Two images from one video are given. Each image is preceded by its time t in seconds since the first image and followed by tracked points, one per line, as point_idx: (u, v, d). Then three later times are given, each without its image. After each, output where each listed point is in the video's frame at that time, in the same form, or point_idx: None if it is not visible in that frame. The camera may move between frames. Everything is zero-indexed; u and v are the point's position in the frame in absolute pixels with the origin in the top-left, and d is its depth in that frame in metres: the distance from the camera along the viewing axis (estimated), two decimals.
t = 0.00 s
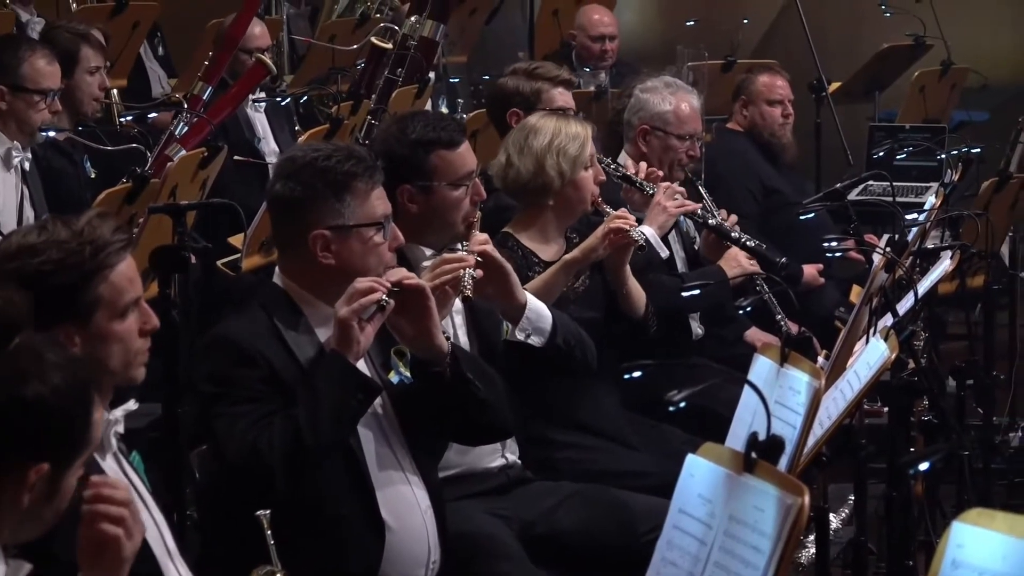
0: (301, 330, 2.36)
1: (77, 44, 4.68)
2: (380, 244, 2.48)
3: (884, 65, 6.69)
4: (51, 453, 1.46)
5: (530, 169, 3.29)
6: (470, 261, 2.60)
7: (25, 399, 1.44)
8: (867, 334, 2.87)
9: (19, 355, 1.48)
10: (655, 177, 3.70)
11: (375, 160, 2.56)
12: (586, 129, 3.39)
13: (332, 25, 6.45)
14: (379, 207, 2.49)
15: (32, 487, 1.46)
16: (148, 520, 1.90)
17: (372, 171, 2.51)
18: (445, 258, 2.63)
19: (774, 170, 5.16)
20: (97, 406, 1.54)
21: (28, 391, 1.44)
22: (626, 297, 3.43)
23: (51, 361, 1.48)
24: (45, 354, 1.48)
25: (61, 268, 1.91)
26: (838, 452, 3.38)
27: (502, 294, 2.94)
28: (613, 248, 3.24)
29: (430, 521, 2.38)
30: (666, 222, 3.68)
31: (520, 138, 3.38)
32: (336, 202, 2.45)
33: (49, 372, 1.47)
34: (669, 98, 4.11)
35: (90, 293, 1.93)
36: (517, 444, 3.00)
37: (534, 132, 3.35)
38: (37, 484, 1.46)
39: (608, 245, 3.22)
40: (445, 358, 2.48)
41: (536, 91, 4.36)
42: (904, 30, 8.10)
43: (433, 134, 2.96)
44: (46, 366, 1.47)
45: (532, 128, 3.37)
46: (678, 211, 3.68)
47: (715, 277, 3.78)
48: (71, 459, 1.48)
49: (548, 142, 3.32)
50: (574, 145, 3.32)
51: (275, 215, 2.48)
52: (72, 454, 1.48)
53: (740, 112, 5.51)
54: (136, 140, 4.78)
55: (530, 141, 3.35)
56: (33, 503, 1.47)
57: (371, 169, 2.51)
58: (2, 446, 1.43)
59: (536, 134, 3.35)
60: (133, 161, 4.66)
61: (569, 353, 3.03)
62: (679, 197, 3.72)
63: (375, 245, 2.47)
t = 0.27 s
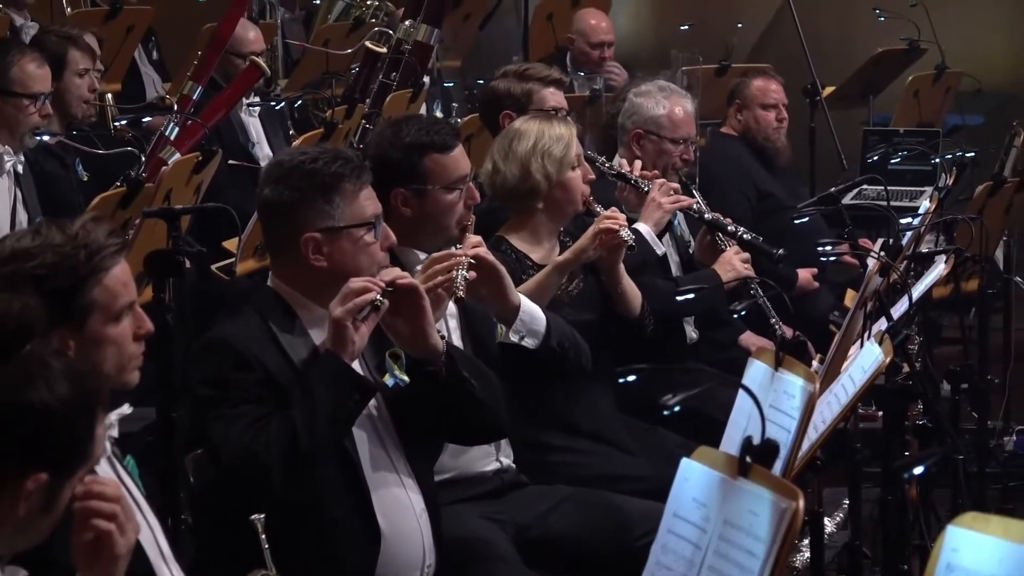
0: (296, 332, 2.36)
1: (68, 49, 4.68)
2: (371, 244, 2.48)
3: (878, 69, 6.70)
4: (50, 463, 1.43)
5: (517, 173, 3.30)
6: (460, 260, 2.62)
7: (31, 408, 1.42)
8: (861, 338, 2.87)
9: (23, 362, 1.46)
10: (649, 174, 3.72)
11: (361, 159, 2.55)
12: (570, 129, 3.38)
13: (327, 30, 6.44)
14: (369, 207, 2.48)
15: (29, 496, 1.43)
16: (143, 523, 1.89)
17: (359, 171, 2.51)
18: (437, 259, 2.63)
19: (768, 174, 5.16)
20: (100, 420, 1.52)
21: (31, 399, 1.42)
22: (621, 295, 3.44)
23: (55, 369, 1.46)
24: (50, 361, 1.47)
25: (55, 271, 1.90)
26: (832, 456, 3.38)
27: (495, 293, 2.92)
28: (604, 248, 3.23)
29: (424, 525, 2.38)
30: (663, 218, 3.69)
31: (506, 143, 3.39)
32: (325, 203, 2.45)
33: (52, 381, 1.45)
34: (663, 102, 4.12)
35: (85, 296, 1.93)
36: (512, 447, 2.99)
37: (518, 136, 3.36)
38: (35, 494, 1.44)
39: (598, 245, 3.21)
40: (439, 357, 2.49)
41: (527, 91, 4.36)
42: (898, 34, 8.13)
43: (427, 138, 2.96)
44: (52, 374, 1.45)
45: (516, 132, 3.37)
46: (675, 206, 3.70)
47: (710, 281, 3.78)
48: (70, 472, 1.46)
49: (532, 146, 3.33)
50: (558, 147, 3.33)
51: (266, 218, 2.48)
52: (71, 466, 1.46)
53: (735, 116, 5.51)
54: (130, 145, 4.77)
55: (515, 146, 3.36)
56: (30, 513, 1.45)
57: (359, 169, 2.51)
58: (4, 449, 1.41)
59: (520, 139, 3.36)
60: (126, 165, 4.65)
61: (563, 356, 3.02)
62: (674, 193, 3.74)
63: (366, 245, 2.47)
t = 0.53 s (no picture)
0: (292, 339, 2.35)
1: (64, 53, 4.68)
2: (371, 254, 2.48)
3: (874, 73, 6.71)
4: (46, 470, 1.43)
5: (507, 179, 3.30)
6: (458, 265, 2.61)
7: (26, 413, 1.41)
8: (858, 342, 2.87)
9: (21, 368, 1.45)
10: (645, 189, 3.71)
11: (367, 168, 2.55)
12: (560, 132, 3.38)
13: (324, 34, 6.44)
14: (371, 216, 2.48)
15: (26, 502, 1.43)
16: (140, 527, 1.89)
17: (364, 179, 2.51)
18: (434, 264, 2.63)
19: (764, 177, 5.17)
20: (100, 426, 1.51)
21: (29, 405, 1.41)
22: (617, 300, 3.42)
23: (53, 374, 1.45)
24: (50, 367, 1.46)
25: (53, 274, 1.89)
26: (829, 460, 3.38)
27: (492, 297, 2.92)
28: (596, 256, 3.23)
29: (420, 529, 2.38)
30: (657, 233, 3.69)
31: (496, 148, 3.39)
32: (328, 209, 2.45)
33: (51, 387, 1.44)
34: (659, 107, 4.12)
35: (83, 300, 1.92)
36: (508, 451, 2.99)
37: (507, 141, 3.36)
38: (31, 499, 1.43)
39: (590, 254, 3.21)
40: (433, 368, 2.48)
41: (530, 99, 4.36)
42: (894, 38, 8.15)
43: (424, 141, 2.96)
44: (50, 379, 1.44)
45: (506, 136, 3.37)
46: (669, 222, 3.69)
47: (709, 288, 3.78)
48: (68, 479, 1.45)
49: (522, 149, 3.33)
50: (549, 149, 3.32)
51: (265, 222, 2.48)
52: (69, 475, 1.45)
53: (734, 120, 5.51)
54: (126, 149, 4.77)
55: (504, 151, 3.36)
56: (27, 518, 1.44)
57: (364, 178, 2.51)
58: (4, 450, 1.40)
59: (510, 143, 3.36)
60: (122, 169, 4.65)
61: (559, 360, 3.02)
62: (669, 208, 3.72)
63: (366, 255, 2.47)
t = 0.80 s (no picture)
0: (288, 342, 2.34)
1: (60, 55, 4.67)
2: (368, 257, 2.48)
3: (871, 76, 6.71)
4: (43, 473, 1.42)
5: (502, 181, 3.30)
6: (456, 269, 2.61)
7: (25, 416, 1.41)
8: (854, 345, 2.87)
9: (20, 371, 1.45)
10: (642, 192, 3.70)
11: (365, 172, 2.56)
12: (554, 134, 3.38)
13: (321, 36, 6.44)
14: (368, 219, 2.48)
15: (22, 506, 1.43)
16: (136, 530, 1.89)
17: (361, 182, 2.51)
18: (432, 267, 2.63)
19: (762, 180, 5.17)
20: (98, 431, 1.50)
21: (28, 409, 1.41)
22: (614, 302, 3.42)
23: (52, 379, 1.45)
24: (49, 371, 1.45)
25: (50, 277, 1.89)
26: (826, 463, 3.38)
27: (489, 301, 2.92)
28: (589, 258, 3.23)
29: (417, 532, 2.38)
30: (653, 237, 3.69)
31: (491, 150, 3.40)
32: (325, 212, 2.44)
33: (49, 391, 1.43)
34: (656, 109, 4.12)
35: (79, 303, 1.92)
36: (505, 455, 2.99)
37: (502, 143, 3.37)
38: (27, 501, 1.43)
39: (584, 256, 3.22)
40: (431, 371, 2.48)
41: (527, 101, 4.36)
42: (891, 40, 8.16)
43: (420, 144, 2.96)
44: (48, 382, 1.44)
45: (500, 139, 3.38)
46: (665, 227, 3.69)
47: (705, 289, 3.77)
48: (66, 483, 1.45)
49: (517, 151, 3.34)
50: (543, 151, 3.33)
51: (262, 225, 2.48)
52: (67, 478, 1.45)
53: (733, 123, 5.52)
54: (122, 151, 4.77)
55: (499, 153, 3.37)
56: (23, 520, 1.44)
57: (361, 181, 2.51)
58: (4, 449, 1.40)
59: (504, 145, 3.37)
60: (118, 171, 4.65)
61: (555, 364, 3.03)
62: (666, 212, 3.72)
63: (363, 258, 2.46)
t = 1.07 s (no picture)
0: (285, 345, 2.34)
1: (56, 58, 4.67)
2: (364, 257, 2.48)
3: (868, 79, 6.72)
4: (40, 477, 1.42)
5: (501, 181, 3.30)
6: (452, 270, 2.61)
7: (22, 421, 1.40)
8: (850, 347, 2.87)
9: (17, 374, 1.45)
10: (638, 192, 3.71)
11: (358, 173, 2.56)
12: (552, 136, 3.38)
13: (318, 40, 6.45)
14: (362, 220, 2.48)
15: (19, 510, 1.42)
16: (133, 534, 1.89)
17: (355, 183, 2.51)
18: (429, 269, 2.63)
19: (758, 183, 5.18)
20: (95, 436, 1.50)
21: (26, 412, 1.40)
22: (612, 299, 3.43)
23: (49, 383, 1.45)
24: (45, 375, 1.45)
25: (44, 280, 1.89)
26: (822, 466, 3.38)
27: (485, 302, 2.90)
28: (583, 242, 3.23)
29: (414, 536, 2.37)
30: (651, 236, 3.70)
31: (488, 151, 3.39)
32: (319, 214, 2.44)
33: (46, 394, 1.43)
34: (652, 112, 4.13)
35: (75, 305, 1.91)
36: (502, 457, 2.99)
37: (500, 144, 3.36)
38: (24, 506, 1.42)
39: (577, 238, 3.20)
40: (428, 371, 2.48)
41: (521, 104, 4.35)
42: (888, 43, 8.17)
43: (416, 147, 2.96)
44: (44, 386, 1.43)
45: (497, 141, 3.37)
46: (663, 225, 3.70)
47: (700, 291, 3.77)
48: (63, 486, 1.45)
49: (515, 152, 3.33)
50: (541, 152, 3.33)
51: (258, 229, 2.48)
52: (64, 481, 1.45)
53: (728, 126, 5.52)
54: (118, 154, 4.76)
55: (498, 153, 3.36)
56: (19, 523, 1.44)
57: (354, 182, 2.51)
58: (4, 449, 1.40)
59: (502, 147, 3.36)
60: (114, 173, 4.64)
61: (552, 365, 3.03)
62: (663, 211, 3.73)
63: (358, 259, 2.47)
